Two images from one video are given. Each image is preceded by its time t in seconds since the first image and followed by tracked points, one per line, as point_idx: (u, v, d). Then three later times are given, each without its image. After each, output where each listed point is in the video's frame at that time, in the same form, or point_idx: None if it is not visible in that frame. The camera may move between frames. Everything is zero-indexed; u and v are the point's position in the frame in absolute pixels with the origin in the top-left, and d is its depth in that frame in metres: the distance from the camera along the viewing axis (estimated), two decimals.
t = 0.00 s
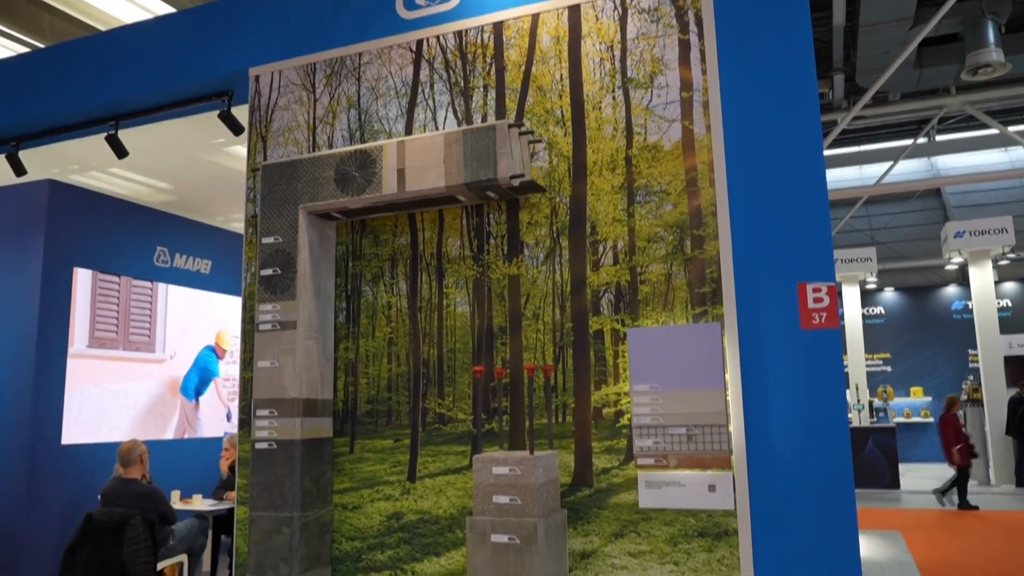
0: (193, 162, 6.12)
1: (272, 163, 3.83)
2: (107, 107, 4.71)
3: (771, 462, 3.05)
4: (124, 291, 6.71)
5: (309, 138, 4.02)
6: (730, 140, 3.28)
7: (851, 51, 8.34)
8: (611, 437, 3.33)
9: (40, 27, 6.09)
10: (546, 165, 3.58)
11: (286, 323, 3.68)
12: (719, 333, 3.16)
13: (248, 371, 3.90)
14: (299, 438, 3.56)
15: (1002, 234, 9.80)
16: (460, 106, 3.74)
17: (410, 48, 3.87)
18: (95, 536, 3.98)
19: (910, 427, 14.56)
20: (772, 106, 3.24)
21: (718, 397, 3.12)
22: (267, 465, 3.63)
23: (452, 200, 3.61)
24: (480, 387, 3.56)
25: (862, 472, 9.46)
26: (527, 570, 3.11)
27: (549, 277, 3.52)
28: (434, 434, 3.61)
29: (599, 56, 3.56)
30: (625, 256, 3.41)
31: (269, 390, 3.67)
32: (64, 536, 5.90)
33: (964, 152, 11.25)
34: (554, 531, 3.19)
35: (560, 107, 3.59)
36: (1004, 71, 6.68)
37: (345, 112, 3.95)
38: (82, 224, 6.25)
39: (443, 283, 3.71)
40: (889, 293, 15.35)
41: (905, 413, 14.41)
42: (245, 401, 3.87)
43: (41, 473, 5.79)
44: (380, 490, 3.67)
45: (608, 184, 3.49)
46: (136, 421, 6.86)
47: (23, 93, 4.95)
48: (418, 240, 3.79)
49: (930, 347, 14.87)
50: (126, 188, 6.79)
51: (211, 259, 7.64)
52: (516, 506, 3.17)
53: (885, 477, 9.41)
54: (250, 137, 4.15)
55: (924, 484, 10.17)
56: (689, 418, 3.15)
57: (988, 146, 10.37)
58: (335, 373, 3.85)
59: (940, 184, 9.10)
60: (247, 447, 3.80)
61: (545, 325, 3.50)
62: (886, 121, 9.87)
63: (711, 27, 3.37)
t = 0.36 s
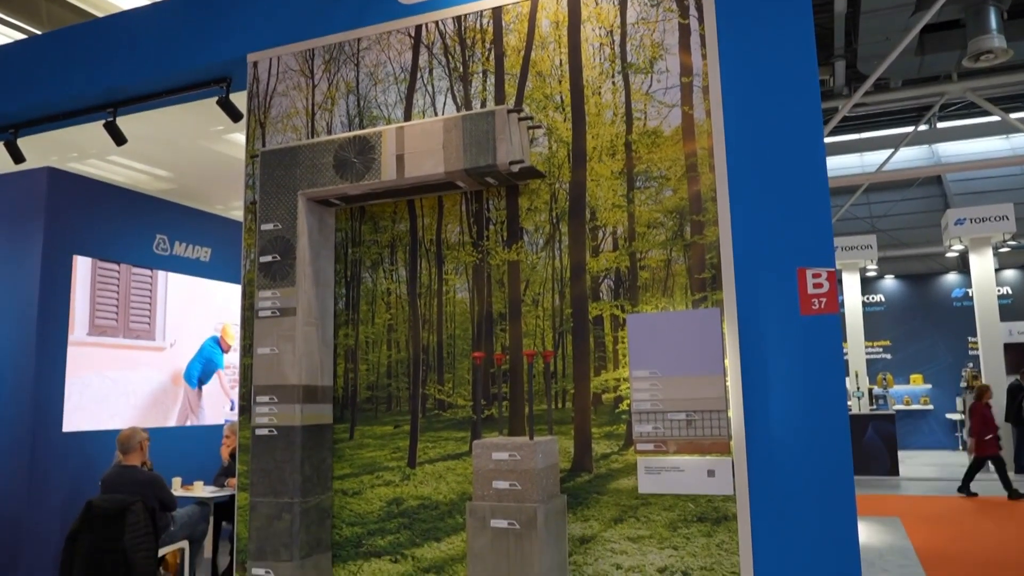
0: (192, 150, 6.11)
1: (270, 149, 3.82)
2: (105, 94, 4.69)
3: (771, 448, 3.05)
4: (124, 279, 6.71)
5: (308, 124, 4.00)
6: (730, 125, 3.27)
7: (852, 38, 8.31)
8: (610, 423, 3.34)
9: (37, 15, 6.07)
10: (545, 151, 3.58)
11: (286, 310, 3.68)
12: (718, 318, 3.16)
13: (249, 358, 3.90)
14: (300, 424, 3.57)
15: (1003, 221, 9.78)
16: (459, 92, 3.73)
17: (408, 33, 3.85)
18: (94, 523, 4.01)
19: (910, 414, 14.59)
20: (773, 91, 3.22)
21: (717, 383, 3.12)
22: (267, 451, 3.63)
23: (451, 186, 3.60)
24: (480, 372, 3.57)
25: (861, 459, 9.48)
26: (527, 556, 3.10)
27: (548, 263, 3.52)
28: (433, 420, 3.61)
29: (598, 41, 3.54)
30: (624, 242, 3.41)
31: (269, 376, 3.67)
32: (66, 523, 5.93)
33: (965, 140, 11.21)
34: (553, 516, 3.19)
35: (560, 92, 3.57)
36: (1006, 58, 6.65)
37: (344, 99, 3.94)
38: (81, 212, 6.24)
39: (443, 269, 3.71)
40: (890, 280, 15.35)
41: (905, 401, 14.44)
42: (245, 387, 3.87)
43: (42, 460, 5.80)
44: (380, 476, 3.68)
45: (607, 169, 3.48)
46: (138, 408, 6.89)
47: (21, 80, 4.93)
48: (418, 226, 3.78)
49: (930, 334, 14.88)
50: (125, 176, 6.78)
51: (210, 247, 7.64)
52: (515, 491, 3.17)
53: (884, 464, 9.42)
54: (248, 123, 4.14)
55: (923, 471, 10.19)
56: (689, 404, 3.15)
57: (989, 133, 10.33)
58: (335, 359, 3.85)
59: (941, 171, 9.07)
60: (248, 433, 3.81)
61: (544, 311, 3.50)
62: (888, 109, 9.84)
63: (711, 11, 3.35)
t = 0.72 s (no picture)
0: (189, 135, 6.09)
1: (268, 133, 3.80)
2: (102, 78, 4.67)
3: (769, 434, 3.06)
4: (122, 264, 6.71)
5: (306, 108, 3.99)
6: (729, 110, 3.25)
7: (853, 24, 8.26)
8: (608, 407, 3.35)
9: None
10: (544, 135, 3.56)
11: (284, 295, 3.67)
12: (717, 303, 3.16)
13: (247, 342, 3.91)
14: (298, 409, 3.57)
15: (1001, 207, 9.79)
16: (457, 76, 3.71)
17: (406, 17, 3.83)
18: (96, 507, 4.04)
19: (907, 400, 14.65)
20: (772, 76, 3.20)
21: (715, 367, 3.13)
22: (266, 435, 3.64)
23: (449, 171, 3.59)
24: (478, 357, 3.57)
25: (859, 444, 9.52)
26: (526, 540, 3.09)
27: (547, 248, 3.51)
28: (432, 404, 3.62)
29: (597, 25, 3.52)
30: (623, 226, 3.40)
31: (268, 361, 3.67)
32: (66, 507, 5.97)
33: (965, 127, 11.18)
34: (551, 500, 3.20)
35: (559, 76, 3.56)
36: (1007, 44, 6.62)
37: (341, 83, 3.93)
38: (79, 197, 6.23)
39: (441, 254, 3.70)
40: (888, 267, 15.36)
41: (902, 387, 14.49)
42: (244, 372, 3.88)
43: (42, 445, 5.81)
44: (379, 459, 3.70)
45: (606, 154, 3.47)
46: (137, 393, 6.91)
47: (17, 64, 4.91)
48: (416, 211, 3.78)
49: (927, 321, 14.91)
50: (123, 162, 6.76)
51: (209, 233, 7.63)
52: (513, 475, 3.17)
53: (881, 448, 9.45)
54: (246, 107, 4.12)
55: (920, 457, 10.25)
56: (686, 388, 3.17)
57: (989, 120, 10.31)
58: (334, 344, 3.86)
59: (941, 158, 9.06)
60: (246, 418, 3.81)
61: (542, 296, 3.50)
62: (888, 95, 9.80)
63: None
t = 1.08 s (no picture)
0: (186, 116, 6.06)
1: (265, 113, 3.78)
2: (98, 58, 4.64)
3: (766, 414, 3.07)
4: (120, 246, 6.70)
5: (303, 88, 3.97)
6: (729, 89, 3.23)
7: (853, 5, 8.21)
8: (606, 387, 3.36)
9: None
10: (542, 115, 3.55)
11: (282, 275, 3.66)
12: (715, 283, 3.17)
13: (246, 323, 3.91)
14: (297, 389, 3.58)
15: (1001, 189, 9.77)
16: (455, 55, 3.69)
17: None
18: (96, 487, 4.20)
19: (904, 382, 14.71)
20: (772, 55, 3.18)
21: (713, 347, 3.14)
22: (266, 415, 3.64)
23: (448, 151, 3.57)
24: (477, 337, 3.58)
25: (856, 426, 9.57)
26: (523, 518, 3.10)
27: (545, 228, 3.51)
28: (431, 384, 3.63)
29: (596, 3, 3.50)
30: (621, 206, 3.40)
31: (267, 341, 3.67)
32: (66, 487, 5.99)
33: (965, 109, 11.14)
34: (550, 479, 3.21)
35: (558, 55, 3.54)
36: (1008, 24, 6.57)
37: (339, 62, 3.91)
38: (76, 179, 6.21)
39: (439, 234, 3.70)
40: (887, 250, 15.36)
41: (900, 369, 14.54)
42: (242, 352, 3.88)
43: (42, 427, 5.84)
44: (378, 440, 3.71)
45: (605, 134, 3.45)
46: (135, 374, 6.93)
47: (12, 44, 4.87)
48: (415, 191, 3.77)
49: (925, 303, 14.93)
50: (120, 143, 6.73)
51: (206, 214, 7.62)
52: (512, 454, 3.18)
53: (878, 430, 9.53)
54: (243, 87, 4.10)
55: (917, 438, 10.30)
56: (684, 367, 3.18)
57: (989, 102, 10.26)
58: (332, 325, 3.86)
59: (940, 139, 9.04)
60: (244, 399, 3.83)
61: (541, 276, 3.50)
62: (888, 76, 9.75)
63: None
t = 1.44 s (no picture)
0: (182, 92, 6.00)
1: (262, 87, 3.75)
2: (92, 32, 4.60)
3: (764, 388, 3.08)
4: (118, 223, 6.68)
5: (300, 62, 3.94)
6: (729, 64, 3.21)
7: None
8: (605, 362, 3.37)
9: None
10: (541, 89, 3.53)
11: (280, 251, 3.65)
12: (713, 258, 3.17)
13: (244, 299, 3.91)
14: (296, 364, 3.58)
15: (1001, 166, 9.75)
16: (453, 29, 3.66)
17: None
18: (99, 462, 4.37)
19: (901, 360, 14.77)
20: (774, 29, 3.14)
21: (711, 322, 3.14)
22: (264, 391, 3.64)
23: (446, 126, 3.55)
24: (475, 313, 3.58)
25: (853, 403, 9.61)
26: (521, 492, 3.12)
27: (544, 204, 3.50)
28: (429, 360, 3.64)
29: None
30: (620, 181, 3.39)
31: (265, 317, 3.67)
32: (67, 463, 6.01)
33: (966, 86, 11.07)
34: (548, 453, 3.23)
35: (557, 29, 3.51)
36: None
37: (336, 36, 3.87)
38: (72, 155, 6.17)
39: (438, 210, 3.69)
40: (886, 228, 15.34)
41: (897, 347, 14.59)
42: (241, 329, 3.88)
43: (42, 405, 5.86)
44: (377, 415, 3.73)
45: (604, 108, 3.43)
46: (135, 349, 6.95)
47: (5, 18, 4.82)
48: (413, 167, 3.75)
49: (923, 281, 14.95)
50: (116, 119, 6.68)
51: (203, 191, 7.62)
52: (511, 429, 3.19)
53: (875, 407, 9.57)
54: (239, 62, 4.07)
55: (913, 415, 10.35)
56: (682, 343, 3.18)
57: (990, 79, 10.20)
58: (331, 301, 3.86)
59: (941, 117, 9.00)
60: (243, 374, 3.84)
61: (540, 252, 3.49)
62: (889, 53, 9.68)
63: None
